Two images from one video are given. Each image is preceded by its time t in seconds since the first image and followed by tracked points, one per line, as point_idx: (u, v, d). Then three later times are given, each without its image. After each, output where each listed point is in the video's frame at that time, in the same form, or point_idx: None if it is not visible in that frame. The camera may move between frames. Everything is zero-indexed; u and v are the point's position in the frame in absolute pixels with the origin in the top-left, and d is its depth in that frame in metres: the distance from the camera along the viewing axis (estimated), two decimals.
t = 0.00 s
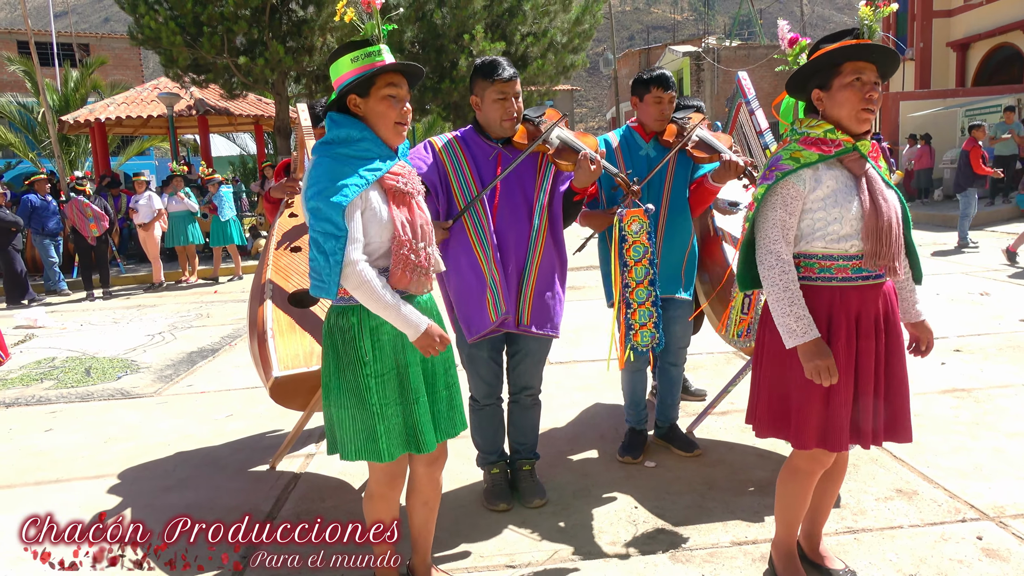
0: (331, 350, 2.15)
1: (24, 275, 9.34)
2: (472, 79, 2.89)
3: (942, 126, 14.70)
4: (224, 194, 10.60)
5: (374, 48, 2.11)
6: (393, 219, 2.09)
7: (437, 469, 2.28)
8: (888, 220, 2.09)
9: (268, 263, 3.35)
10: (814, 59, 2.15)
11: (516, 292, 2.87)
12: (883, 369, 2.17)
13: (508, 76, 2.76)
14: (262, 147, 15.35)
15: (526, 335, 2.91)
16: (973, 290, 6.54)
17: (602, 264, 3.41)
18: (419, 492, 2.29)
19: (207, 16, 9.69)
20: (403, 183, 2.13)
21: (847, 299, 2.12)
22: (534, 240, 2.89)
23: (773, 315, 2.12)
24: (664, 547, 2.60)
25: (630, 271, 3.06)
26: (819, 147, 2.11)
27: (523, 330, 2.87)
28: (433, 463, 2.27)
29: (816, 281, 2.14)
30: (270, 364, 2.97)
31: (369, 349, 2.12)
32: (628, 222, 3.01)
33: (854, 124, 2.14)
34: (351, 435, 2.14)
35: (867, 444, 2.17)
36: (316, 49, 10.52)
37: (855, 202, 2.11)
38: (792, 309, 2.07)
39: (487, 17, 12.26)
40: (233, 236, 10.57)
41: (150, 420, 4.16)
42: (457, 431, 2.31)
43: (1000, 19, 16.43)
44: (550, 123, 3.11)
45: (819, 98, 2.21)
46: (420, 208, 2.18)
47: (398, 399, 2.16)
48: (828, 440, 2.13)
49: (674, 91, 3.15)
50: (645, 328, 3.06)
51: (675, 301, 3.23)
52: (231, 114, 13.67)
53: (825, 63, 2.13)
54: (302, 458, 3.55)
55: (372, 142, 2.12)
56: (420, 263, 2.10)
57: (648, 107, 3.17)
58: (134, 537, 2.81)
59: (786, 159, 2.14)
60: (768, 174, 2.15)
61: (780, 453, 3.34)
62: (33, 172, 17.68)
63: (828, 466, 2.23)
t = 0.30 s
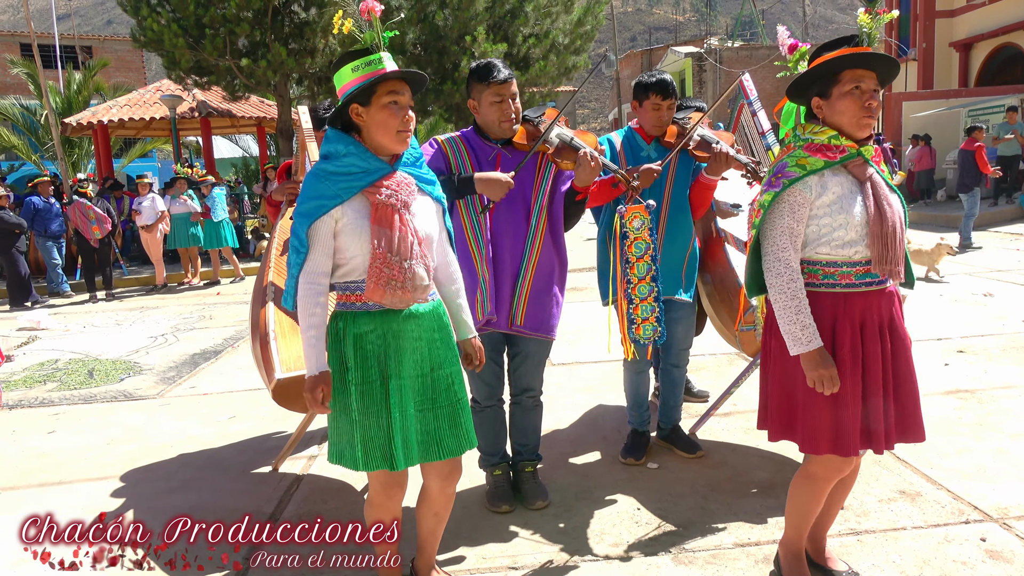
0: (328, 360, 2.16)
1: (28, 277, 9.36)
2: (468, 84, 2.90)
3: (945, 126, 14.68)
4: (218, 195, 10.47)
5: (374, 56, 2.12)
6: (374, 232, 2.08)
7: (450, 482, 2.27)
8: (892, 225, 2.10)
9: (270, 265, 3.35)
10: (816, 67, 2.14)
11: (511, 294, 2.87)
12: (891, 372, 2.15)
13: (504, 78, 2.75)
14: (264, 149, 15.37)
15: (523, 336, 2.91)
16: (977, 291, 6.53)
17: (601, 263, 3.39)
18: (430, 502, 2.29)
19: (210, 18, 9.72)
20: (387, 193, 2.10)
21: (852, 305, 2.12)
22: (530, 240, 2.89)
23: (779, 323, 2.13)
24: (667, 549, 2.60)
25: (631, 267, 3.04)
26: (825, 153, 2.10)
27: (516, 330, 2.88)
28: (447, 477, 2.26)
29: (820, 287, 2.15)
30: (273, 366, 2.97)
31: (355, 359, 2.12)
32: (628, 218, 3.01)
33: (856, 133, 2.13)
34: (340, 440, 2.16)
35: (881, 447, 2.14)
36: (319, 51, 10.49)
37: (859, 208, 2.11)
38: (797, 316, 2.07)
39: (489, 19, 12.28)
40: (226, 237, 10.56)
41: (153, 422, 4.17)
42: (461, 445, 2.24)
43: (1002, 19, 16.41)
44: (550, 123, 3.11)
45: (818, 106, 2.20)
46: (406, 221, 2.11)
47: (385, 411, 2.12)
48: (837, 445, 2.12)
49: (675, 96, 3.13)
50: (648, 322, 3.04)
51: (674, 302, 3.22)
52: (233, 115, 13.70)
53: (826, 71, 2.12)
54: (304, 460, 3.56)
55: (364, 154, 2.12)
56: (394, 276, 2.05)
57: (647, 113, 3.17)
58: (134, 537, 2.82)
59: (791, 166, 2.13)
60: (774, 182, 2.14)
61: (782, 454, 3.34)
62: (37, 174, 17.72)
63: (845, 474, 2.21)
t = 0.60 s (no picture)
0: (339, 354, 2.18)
1: (29, 279, 9.37)
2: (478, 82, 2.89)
3: (946, 128, 14.69)
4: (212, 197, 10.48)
5: (382, 51, 2.13)
6: (358, 226, 2.08)
7: (443, 482, 2.27)
8: (879, 220, 2.07)
9: (272, 267, 3.36)
10: (816, 63, 2.15)
11: (513, 298, 2.88)
12: (872, 371, 2.14)
13: (515, 82, 2.75)
14: (266, 151, 15.38)
15: (525, 340, 2.91)
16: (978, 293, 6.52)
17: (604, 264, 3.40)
18: (427, 502, 2.29)
19: (212, 20, 9.72)
20: (375, 190, 2.10)
21: (835, 302, 2.12)
22: (535, 245, 2.88)
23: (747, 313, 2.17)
24: (668, 551, 2.60)
25: (627, 274, 3.07)
26: (810, 148, 2.13)
27: (517, 335, 2.88)
28: (439, 477, 2.26)
29: (805, 281, 2.15)
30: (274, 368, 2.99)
31: (348, 352, 2.14)
32: (632, 227, 3.04)
33: (854, 129, 2.13)
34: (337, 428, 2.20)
35: (854, 447, 2.14)
36: (321, 53, 10.52)
37: (844, 203, 2.10)
38: (760, 306, 2.11)
39: (490, 21, 12.30)
40: (221, 239, 10.55)
41: (154, 424, 4.17)
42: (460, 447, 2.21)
43: (1003, 21, 16.41)
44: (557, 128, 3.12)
45: (819, 101, 2.20)
46: (392, 221, 2.09)
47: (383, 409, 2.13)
48: (805, 438, 2.14)
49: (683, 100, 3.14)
50: (634, 332, 3.06)
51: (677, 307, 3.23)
52: (235, 117, 13.72)
53: (825, 68, 2.13)
54: (305, 462, 3.56)
55: (359, 151, 2.16)
56: (369, 272, 2.05)
57: (653, 116, 3.17)
58: (134, 537, 2.83)
59: (776, 160, 2.17)
60: (757, 174, 2.19)
61: (783, 456, 3.34)
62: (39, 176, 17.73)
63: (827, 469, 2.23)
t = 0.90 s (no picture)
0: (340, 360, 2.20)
1: (27, 281, 9.36)
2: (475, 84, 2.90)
3: (943, 129, 14.71)
4: (208, 200, 10.42)
5: (392, 59, 2.12)
6: (365, 233, 2.10)
7: (447, 488, 2.26)
8: (864, 228, 2.04)
9: (269, 272, 3.37)
10: (820, 69, 2.13)
11: (520, 297, 2.87)
12: (863, 376, 2.13)
13: (512, 83, 2.75)
14: (264, 153, 15.37)
15: (530, 340, 2.91)
16: (977, 294, 6.52)
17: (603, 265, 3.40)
18: (429, 507, 2.28)
19: (210, 23, 9.73)
20: (382, 197, 2.11)
21: (821, 307, 2.13)
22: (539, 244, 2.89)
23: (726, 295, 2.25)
24: (667, 552, 2.60)
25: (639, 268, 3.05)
26: (802, 155, 2.13)
27: (526, 335, 2.88)
28: (444, 482, 2.25)
29: (794, 286, 2.18)
30: (272, 372, 2.97)
31: (354, 357, 2.15)
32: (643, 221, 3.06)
33: (856, 138, 2.14)
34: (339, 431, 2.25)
35: (847, 452, 2.12)
36: (319, 55, 10.54)
37: (831, 209, 2.10)
38: (734, 299, 2.19)
39: (488, 23, 12.31)
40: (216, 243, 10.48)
41: (152, 426, 4.16)
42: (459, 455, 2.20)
43: (1000, 23, 16.45)
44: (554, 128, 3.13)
45: (820, 108, 2.21)
46: (400, 228, 2.09)
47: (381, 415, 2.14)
48: (794, 440, 2.17)
49: (675, 99, 3.15)
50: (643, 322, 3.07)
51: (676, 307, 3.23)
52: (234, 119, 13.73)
53: (828, 75, 2.12)
54: (304, 464, 3.56)
55: (367, 158, 2.16)
56: (374, 279, 2.07)
57: (647, 116, 3.18)
58: (133, 537, 2.83)
59: (768, 167, 2.20)
60: (750, 180, 2.23)
61: (782, 457, 3.34)
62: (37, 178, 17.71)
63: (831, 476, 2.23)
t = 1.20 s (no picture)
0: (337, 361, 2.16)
1: (24, 283, 9.34)
2: (473, 85, 2.89)
3: (940, 131, 14.75)
4: (204, 203, 10.37)
5: (392, 55, 2.13)
6: (382, 227, 2.08)
7: (442, 480, 2.28)
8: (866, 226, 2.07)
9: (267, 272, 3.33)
10: (820, 68, 2.13)
11: (524, 295, 2.87)
12: (861, 374, 2.14)
13: (510, 83, 2.76)
14: (261, 155, 15.35)
15: (533, 337, 2.92)
16: (973, 296, 6.53)
17: (604, 266, 3.40)
18: (424, 503, 2.29)
19: (207, 25, 9.72)
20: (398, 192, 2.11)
21: (821, 305, 2.13)
22: (542, 241, 2.91)
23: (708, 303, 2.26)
24: (665, 554, 2.60)
25: (642, 264, 3.09)
26: (801, 150, 2.15)
27: (531, 332, 2.88)
28: (439, 475, 2.27)
29: (793, 283, 2.18)
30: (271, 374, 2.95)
31: (361, 353, 2.12)
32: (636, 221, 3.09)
33: (856, 135, 2.14)
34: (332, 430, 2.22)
35: (844, 449, 2.14)
36: (316, 57, 10.53)
37: (830, 206, 2.12)
38: (730, 299, 2.21)
39: (485, 25, 12.32)
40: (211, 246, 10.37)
41: (149, 429, 4.16)
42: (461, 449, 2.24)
43: (996, 25, 16.50)
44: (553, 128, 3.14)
45: (820, 105, 2.21)
46: (416, 222, 2.11)
47: (387, 416, 2.13)
48: (791, 437, 2.17)
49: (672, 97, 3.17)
50: (654, 319, 3.07)
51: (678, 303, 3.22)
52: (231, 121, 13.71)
53: (827, 73, 2.13)
54: (301, 466, 3.55)
55: (377, 152, 2.14)
56: (397, 273, 2.04)
57: (647, 114, 3.19)
58: (134, 537, 2.85)
59: (766, 162, 2.21)
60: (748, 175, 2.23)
61: (779, 458, 3.35)
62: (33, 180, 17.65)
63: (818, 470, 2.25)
